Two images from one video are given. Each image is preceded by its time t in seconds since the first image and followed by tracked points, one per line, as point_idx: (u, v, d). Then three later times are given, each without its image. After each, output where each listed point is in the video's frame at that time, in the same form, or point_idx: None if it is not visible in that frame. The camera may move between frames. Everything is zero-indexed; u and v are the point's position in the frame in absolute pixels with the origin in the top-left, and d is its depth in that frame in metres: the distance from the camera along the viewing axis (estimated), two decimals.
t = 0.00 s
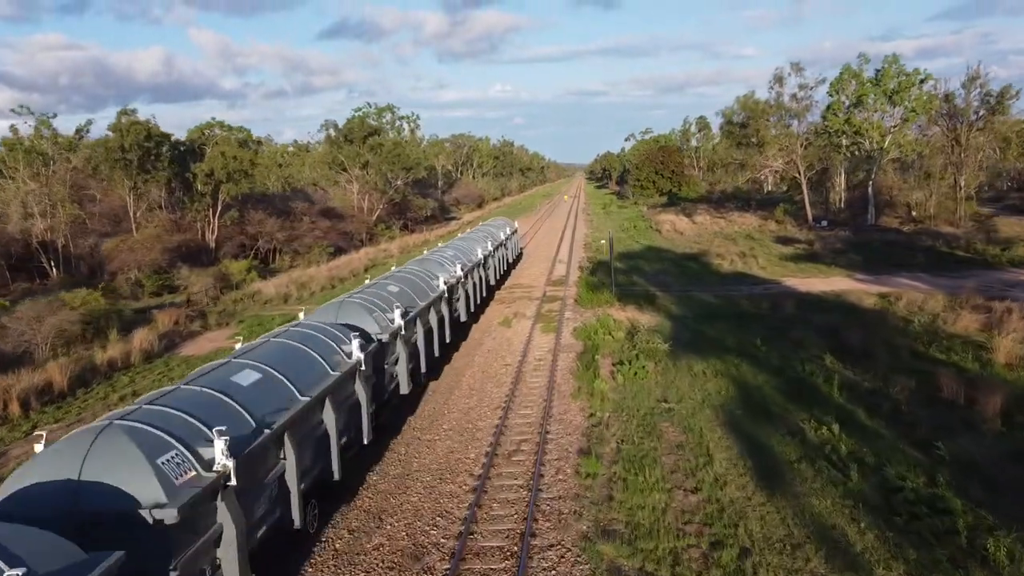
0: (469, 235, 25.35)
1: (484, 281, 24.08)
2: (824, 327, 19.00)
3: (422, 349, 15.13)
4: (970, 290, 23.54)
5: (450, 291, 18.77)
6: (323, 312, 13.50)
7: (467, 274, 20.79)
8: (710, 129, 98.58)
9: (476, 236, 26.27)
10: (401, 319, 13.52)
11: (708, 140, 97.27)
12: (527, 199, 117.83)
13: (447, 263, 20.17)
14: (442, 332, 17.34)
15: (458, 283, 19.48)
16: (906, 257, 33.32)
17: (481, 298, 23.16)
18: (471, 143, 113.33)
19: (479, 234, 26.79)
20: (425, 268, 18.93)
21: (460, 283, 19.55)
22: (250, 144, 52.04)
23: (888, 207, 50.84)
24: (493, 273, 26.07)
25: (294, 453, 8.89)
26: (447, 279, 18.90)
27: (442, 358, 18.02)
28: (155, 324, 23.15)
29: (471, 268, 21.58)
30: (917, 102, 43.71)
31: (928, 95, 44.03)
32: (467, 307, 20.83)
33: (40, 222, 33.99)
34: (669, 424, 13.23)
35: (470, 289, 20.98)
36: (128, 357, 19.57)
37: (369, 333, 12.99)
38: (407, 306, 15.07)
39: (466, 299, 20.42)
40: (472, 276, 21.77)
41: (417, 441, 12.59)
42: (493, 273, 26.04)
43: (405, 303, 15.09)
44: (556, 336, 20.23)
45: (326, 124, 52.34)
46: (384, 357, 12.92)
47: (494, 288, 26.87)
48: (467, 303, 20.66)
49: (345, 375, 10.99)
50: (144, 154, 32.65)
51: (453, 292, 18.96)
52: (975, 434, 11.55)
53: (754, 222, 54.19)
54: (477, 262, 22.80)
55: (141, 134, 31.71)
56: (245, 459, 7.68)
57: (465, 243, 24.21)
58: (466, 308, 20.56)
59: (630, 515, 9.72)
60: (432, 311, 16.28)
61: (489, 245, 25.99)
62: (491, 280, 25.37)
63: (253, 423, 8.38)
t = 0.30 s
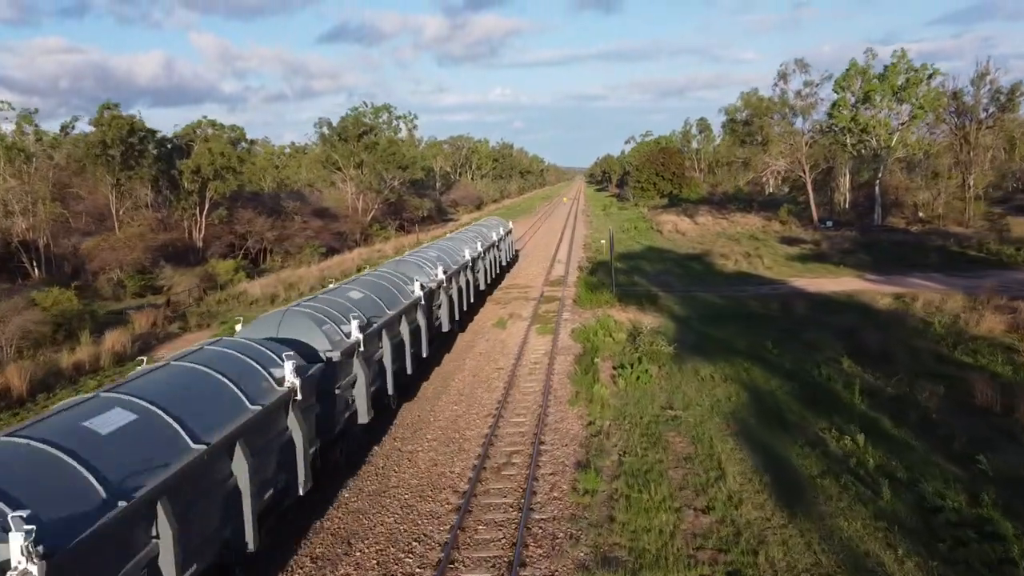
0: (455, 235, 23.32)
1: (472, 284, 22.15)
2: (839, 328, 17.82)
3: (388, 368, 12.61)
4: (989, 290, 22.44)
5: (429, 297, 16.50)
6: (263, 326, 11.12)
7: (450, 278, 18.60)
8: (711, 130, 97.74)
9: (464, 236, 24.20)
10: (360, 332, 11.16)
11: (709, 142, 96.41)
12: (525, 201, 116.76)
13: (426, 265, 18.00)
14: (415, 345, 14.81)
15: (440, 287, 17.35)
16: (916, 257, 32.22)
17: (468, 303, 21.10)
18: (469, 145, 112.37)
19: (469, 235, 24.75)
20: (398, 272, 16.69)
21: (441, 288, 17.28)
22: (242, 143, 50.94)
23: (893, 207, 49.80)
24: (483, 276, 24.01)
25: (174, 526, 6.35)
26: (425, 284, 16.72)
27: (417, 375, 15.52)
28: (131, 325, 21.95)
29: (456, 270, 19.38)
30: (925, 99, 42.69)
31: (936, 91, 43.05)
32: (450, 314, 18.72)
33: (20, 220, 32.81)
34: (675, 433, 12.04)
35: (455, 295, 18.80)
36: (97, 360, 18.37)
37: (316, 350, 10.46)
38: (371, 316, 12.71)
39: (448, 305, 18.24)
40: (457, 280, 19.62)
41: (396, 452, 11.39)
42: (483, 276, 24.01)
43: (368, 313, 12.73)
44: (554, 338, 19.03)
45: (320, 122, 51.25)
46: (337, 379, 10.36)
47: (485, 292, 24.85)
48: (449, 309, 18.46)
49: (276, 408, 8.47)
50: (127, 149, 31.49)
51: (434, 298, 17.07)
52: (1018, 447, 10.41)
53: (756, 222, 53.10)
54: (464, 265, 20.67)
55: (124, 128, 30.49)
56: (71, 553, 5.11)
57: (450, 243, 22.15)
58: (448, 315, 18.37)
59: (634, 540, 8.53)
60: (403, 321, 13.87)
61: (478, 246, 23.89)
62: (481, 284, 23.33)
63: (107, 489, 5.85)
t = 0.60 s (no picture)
0: (444, 233, 21.24)
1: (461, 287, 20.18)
2: (856, 329, 16.69)
3: (338, 392, 10.34)
4: (1009, 289, 21.31)
5: (400, 303, 14.26)
6: (167, 345, 8.85)
7: (430, 281, 16.41)
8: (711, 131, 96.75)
9: (454, 235, 22.10)
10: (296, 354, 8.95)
11: (710, 143, 95.43)
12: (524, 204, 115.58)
13: (402, 266, 15.84)
14: (379, 361, 12.53)
15: (415, 291, 15.18)
16: (928, 257, 31.11)
17: (454, 308, 19.01)
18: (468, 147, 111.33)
19: (460, 234, 22.67)
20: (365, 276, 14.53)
21: (415, 292, 15.07)
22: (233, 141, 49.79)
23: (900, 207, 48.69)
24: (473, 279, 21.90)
25: None
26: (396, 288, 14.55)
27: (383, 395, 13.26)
28: (104, 327, 20.73)
29: (437, 273, 17.19)
30: (933, 96, 41.64)
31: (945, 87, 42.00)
32: (431, 321, 16.52)
33: None
34: (683, 443, 10.85)
35: (437, 300, 16.64)
36: (62, 363, 17.16)
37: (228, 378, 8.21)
38: (316, 329, 10.48)
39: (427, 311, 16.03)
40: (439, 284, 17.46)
41: (370, 466, 10.18)
42: (474, 279, 21.92)
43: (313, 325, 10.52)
44: (551, 339, 17.87)
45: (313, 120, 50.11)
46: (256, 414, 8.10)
47: (477, 296, 22.79)
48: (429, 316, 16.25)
49: (144, 466, 5.94)
50: (108, 144, 30.36)
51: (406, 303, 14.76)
52: None
53: (759, 223, 51.99)
54: (449, 266, 18.52)
55: (104, 122, 29.24)
56: None
57: (436, 243, 20.06)
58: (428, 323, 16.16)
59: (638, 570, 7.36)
60: (362, 332, 11.62)
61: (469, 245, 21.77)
62: (470, 288, 21.22)
63: None
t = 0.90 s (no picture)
0: (423, 232, 19.02)
1: (443, 290, 18.10)
2: (876, 330, 15.53)
3: (256, 428, 8.10)
4: None
5: (360, 312, 12.00)
6: None
7: (400, 285, 14.14)
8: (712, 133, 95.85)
9: (436, 235, 19.89)
10: (183, 384, 6.45)
11: (711, 145, 94.49)
12: (523, 206, 114.46)
13: (366, 268, 13.63)
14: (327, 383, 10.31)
15: (379, 298, 12.91)
16: (940, 255, 29.97)
17: (432, 314, 16.79)
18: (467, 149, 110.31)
19: (443, 234, 20.51)
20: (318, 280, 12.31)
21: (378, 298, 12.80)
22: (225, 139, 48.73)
23: (906, 207, 47.58)
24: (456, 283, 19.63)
25: None
26: (354, 294, 12.28)
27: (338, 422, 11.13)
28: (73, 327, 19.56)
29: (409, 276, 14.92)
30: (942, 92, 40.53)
31: (954, 83, 40.91)
32: (400, 332, 14.23)
33: None
34: (692, 456, 9.66)
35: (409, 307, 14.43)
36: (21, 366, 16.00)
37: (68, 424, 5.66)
38: (227, 348, 8.21)
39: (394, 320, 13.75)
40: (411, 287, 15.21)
41: (338, 483, 8.96)
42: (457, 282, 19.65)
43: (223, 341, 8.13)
44: (547, 340, 16.71)
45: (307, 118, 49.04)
46: (109, 477, 5.73)
47: (460, 302, 20.60)
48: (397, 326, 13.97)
49: None
50: (88, 138, 29.23)
51: (371, 311, 12.57)
52: None
53: (763, 223, 50.90)
54: (425, 267, 16.32)
55: (84, 115, 28.26)
56: None
57: (413, 242, 17.85)
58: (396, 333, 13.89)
59: None
60: (297, 350, 9.44)
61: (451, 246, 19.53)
62: (452, 293, 18.98)
63: None
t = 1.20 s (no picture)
0: (399, 229, 16.61)
1: (420, 293, 15.78)
2: (899, 329, 14.33)
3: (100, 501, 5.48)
4: None
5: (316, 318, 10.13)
6: None
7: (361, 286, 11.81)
8: (713, 133, 94.72)
9: (416, 232, 17.50)
10: None
11: (712, 146, 93.38)
12: (522, 207, 113.29)
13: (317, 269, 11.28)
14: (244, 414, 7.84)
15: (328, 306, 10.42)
16: (953, 253, 28.84)
17: (406, 323, 14.38)
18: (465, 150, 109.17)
19: (425, 232, 18.11)
20: (246, 284, 9.92)
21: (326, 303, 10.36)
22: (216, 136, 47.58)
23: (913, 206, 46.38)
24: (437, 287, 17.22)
25: None
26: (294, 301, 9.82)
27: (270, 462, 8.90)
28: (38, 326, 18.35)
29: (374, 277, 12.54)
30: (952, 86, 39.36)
31: (963, 77, 39.76)
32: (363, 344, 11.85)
33: None
34: (705, 471, 8.45)
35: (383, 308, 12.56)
36: None
37: None
38: (61, 377, 5.55)
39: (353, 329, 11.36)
40: (377, 292, 12.83)
41: (296, 504, 7.72)
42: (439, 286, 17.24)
43: (56, 371, 5.52)
44: (543, 340, 15.50)
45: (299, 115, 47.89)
46: None
47: (443, 307, 18.18)
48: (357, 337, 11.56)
49: None
50: (67, 130, 28.08)
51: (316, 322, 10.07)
52: None
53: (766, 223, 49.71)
54: (395, 268, 13.90)
55: (62, 106, 27.12)
56: None
57: (384, 240, 15.45)
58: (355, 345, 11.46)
59: None
60: (190, 376, 6.79)
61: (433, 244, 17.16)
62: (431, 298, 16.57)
63: None
